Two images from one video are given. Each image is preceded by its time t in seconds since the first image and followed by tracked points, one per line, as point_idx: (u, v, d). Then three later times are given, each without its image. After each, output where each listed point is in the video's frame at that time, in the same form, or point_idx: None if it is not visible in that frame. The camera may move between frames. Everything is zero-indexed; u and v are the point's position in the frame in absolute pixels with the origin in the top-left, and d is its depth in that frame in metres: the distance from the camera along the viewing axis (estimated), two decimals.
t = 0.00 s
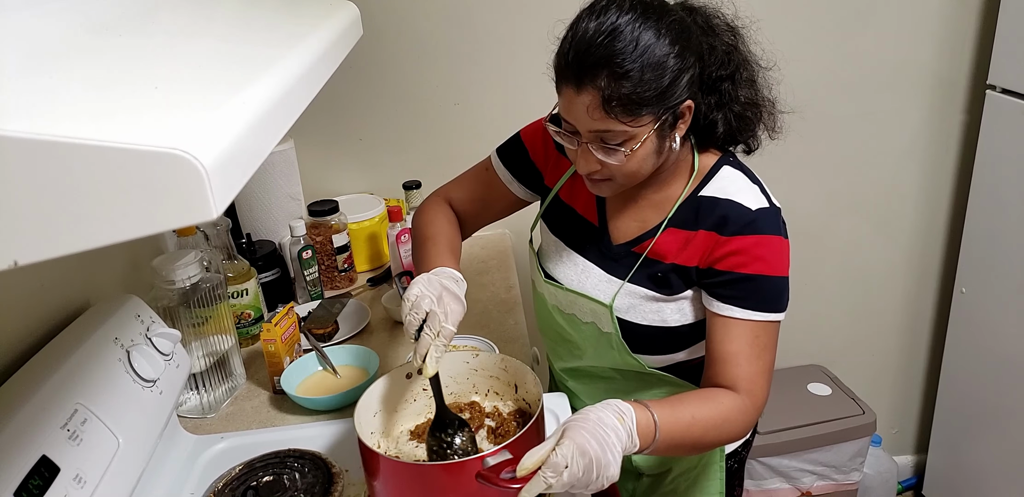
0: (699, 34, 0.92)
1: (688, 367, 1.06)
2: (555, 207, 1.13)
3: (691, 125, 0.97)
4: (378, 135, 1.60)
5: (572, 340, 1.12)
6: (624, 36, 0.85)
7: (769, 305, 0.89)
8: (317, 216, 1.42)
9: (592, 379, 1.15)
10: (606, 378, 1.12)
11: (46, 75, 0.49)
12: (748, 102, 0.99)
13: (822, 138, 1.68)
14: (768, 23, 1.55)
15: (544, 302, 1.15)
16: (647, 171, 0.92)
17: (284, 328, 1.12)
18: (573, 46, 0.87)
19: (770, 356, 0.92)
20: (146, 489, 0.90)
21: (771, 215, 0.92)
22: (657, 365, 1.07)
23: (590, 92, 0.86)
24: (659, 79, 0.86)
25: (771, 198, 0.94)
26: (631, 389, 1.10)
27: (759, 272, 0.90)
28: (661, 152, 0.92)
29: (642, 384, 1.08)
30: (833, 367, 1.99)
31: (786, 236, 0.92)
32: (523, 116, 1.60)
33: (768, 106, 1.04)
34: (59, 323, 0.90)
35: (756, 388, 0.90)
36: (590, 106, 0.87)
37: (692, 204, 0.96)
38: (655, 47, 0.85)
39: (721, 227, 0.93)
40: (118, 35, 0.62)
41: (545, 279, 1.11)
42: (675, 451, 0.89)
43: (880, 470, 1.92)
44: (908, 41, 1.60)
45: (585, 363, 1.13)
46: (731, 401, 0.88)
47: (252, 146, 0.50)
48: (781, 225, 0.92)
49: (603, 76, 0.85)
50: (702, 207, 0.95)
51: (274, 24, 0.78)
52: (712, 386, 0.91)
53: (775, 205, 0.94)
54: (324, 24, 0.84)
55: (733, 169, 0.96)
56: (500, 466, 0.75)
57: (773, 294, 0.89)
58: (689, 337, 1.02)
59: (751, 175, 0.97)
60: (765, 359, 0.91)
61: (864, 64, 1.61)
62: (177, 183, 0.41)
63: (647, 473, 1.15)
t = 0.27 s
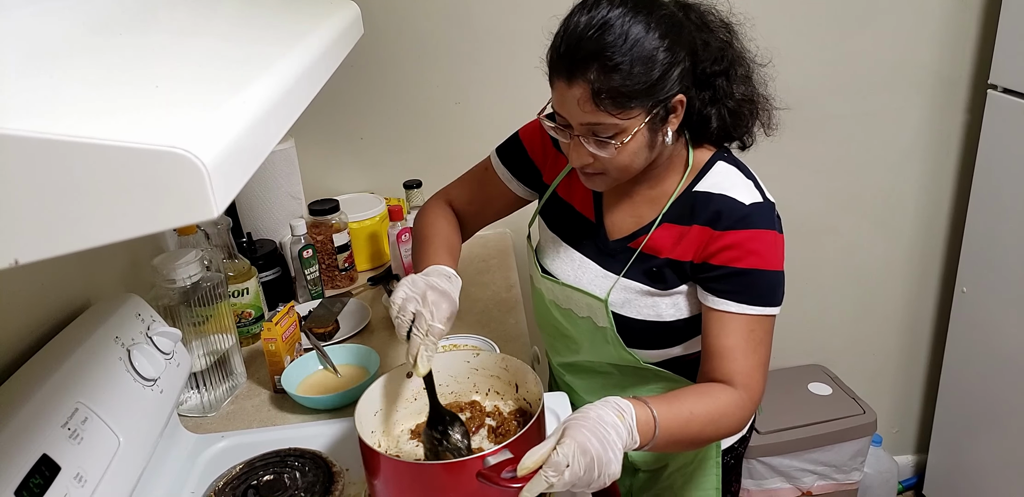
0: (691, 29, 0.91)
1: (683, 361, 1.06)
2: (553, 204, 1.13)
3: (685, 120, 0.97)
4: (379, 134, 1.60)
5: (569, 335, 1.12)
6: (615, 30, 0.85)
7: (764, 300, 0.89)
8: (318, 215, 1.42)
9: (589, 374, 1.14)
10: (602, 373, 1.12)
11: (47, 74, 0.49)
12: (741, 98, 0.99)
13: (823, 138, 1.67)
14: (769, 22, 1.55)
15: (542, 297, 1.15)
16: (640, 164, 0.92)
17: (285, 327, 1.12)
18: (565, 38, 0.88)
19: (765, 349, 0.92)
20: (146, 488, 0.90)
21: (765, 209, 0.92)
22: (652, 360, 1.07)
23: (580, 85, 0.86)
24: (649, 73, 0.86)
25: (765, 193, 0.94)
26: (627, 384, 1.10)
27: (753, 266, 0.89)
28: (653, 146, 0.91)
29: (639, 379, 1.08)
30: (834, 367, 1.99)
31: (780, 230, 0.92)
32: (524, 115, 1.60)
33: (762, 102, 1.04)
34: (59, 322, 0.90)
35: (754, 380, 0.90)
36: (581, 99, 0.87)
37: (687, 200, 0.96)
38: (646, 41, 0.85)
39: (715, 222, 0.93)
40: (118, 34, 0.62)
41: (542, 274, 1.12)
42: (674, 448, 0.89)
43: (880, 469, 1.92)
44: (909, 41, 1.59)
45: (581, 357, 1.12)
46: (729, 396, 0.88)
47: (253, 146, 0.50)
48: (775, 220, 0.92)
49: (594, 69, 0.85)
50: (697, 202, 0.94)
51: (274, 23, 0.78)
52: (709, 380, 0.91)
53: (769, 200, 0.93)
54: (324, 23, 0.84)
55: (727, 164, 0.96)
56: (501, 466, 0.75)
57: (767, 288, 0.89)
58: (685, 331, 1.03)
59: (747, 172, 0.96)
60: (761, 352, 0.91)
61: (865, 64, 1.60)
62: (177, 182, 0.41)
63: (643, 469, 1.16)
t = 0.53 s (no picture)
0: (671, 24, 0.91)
1: (674, 353, 1.06)
2: (549, 197, 1.15)
3: (669, 113, 0.97)
4: (379, 134, 1.59)
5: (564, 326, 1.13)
6: (582, 25, 0.86)
7: (754, 291, 0.89)
8: (318, 216, 1.42)
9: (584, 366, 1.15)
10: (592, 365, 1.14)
11: (46, 75, 0.49)
12: (727, 94, 0.98)
13: (823, 138, 1.67)
14: (769, 22, 1.55)
15: (537, 287, 1.16)
16: (614, 156, 0.94)
17: (285, 327, 1.12)
18: (539, 31, 0.90)
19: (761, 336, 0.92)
20: (146, 489, 0.89)
21: (752, 201, 0.92)
22: (643, 351, 1.07)
23: (545, 82, 0.90)
24: (616, 68, 0.86)
25: (752, 185, 0.94)
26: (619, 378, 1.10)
27: (739, 259, 0.89)
28: (627, 138, 0.92)
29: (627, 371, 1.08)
30: (834, 366, 1.99)
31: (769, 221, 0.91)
32: (524, 116, 1.60)
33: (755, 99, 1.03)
34: (59, 323, 0.89)
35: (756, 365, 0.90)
36: (546, 96, 0.91)
37: (675, 192, 0.96)
38: (614, 35, 0.85)
39: (702, 214, 0.93)
40: (118, 35, 0.62)
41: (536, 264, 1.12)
42: (685, 424, 0.89)
43: (881, 469, 1.91)
44: (908, 41, 1.59)
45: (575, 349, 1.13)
46: (741, 382, 0.88)
47: (254, 146, 0.50)
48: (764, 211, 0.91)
49: (556, 67, 0.88)
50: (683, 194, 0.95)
51: (275, 23, 0.78)
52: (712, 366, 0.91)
53: (756, 192, 0.93)
54: (324, 23, 0.84)
55: (715, 157, 0.96)
56: (501, 465, 0.75)
57: (758, 280, 0.88)
58: (675, 323, 1.02)
59: (735, 165, 0.96)
60: (758, 341, 0.91)
61: (865, 63, 1.60)
62: (177, 183, 0.40)
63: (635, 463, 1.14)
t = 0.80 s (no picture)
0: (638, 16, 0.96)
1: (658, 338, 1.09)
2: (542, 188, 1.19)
3: (640, 104, 1.00)
4: (380, 135, 1.60)
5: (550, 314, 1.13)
6: (553, 17, 0.92)
7: (732, 275, 0.93)
8: (319, 216, 1.42)
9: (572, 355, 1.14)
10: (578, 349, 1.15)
11: (47, 76, 0.49)
12: (697, 86, 1.00)
13: (823, 139, 1.67)
14: (769, 23, 1.55)
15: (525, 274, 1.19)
16: (588, 145, 0.99)
17: (286, 328, 1.12)
18: (515, 25, 0.97)
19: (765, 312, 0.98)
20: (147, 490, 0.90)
21: (725, 191, 0.95)
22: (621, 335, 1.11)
23: (521, 74, 0.97)
24: (583, 57, 0.92)
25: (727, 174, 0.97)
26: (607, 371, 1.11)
27: (714, 247, 0.93)
28: (599, 129, 0.98)
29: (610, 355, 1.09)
30: (834, 367, 1.99)
31: (742, 205, 0.94)
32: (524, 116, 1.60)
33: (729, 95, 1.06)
34: (60, 324, 0.90)
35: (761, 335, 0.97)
36: (522, 88, 0.98)
37: (653, 182, 1.00)
38: (582, 24, 0.91)
39: (677, 206, 0.97)
40: (119, 36, 0.62)
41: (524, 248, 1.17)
42: (690, 374, 0.95)
43: (881, 470, 1.91)
44: (909, 42, 1.59)
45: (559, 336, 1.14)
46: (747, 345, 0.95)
47: (254, 146, 0.50)
48: (738, 198, 0.94)
49: (529, 60, 0.95)
50: (659, 185, 0.99)
51: (276, 23, 0.78)
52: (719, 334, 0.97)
53: (730, 181, 0.96)
54: (324, 24, 0.84)
55: (692, 148, 1.01)
56: (501, 466, 0.76)
57: (734, 264, 0.93)
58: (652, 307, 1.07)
59: (710, 154, 1.00)
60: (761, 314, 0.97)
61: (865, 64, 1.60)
62: (178, 184, 0.41)
63: (619, 451, 1.17)
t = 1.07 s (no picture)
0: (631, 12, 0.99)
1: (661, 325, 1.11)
2: (539, 184, 1.21)
3: (636, 98, 1.02)
4: (380, 136, 1.60)
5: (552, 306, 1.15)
6: (548, 14, 0.95)
7: (726, 261, 0.96)
8: (319, 217, 1.42)
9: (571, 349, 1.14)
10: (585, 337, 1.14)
11: (47, 76, 0.49)
12: (691, 79, 1.03)
13: (824, 138, 1.67)
14: (769, 22, 1.55)
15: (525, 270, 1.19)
16: (586, 139, 1.02)
17: (286, 328, 1.12)
18: (512, 23, 1.00)
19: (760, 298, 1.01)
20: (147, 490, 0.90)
21: (721, 180, 0.97)
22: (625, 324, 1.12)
23: (519, 69, 0.99)
24: (578, 52, 0.95)
25: (722, 163, 0.99)
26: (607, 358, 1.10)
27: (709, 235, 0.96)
28: (597, 122, 1.00)
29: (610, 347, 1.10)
30: (835, 367, 1.99)
31: (737, 193, 0.97)
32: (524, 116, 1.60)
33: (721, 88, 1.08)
34: (60, 325, 0.90)
35: (755, 322, 1.00)
36: (520, 83, 1.00)
37: (650, 173, 1.02)
38: (576, 21, 0.94)
39: (674, 195, 0.99)
40: (120, 37, 0.62)
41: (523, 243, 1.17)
42: (673, 353, 0.99)
43: (882, 470, 1.91)
44: (909, 41, 1.59)
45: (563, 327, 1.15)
46: (733, 332, 0.98)
47: (253, 147, 0.50)
48: (732, 187, 0.97)
49: (526, 55, 0.97)
50: (656, 175, 1.01)
51: (276, 24, 0.78)
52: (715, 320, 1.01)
53: (726, 170, 0.99)
54: (325, 25, 0.84)
55: (687, 139, 1.02)
56: (502, 466, 0.76)
57: (728, 250, 0.95)
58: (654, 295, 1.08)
59: (704, 144, 1.02)
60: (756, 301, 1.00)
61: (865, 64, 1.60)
62: (178, 185, 0.41)
63: (621, 440, 1.18)
